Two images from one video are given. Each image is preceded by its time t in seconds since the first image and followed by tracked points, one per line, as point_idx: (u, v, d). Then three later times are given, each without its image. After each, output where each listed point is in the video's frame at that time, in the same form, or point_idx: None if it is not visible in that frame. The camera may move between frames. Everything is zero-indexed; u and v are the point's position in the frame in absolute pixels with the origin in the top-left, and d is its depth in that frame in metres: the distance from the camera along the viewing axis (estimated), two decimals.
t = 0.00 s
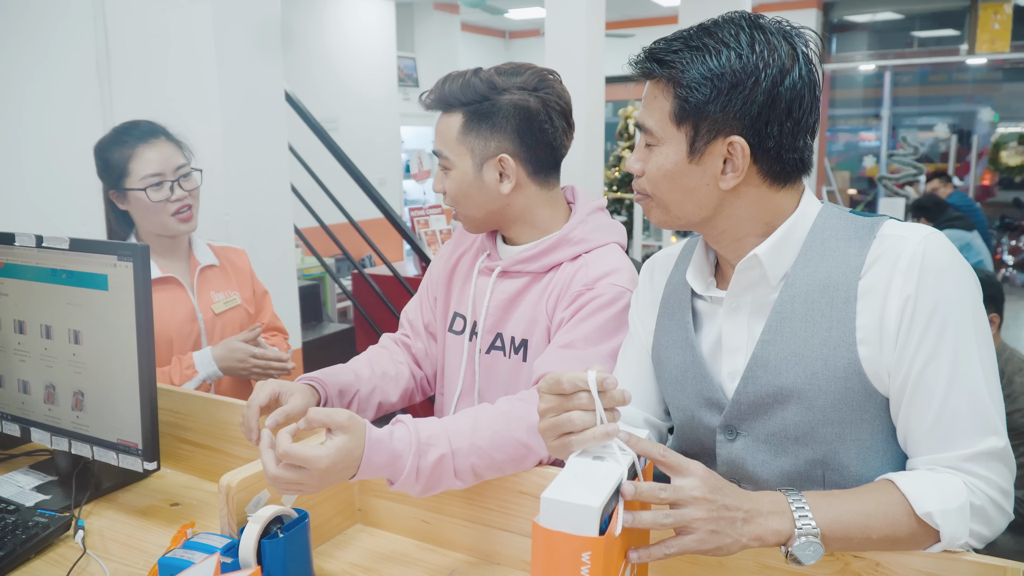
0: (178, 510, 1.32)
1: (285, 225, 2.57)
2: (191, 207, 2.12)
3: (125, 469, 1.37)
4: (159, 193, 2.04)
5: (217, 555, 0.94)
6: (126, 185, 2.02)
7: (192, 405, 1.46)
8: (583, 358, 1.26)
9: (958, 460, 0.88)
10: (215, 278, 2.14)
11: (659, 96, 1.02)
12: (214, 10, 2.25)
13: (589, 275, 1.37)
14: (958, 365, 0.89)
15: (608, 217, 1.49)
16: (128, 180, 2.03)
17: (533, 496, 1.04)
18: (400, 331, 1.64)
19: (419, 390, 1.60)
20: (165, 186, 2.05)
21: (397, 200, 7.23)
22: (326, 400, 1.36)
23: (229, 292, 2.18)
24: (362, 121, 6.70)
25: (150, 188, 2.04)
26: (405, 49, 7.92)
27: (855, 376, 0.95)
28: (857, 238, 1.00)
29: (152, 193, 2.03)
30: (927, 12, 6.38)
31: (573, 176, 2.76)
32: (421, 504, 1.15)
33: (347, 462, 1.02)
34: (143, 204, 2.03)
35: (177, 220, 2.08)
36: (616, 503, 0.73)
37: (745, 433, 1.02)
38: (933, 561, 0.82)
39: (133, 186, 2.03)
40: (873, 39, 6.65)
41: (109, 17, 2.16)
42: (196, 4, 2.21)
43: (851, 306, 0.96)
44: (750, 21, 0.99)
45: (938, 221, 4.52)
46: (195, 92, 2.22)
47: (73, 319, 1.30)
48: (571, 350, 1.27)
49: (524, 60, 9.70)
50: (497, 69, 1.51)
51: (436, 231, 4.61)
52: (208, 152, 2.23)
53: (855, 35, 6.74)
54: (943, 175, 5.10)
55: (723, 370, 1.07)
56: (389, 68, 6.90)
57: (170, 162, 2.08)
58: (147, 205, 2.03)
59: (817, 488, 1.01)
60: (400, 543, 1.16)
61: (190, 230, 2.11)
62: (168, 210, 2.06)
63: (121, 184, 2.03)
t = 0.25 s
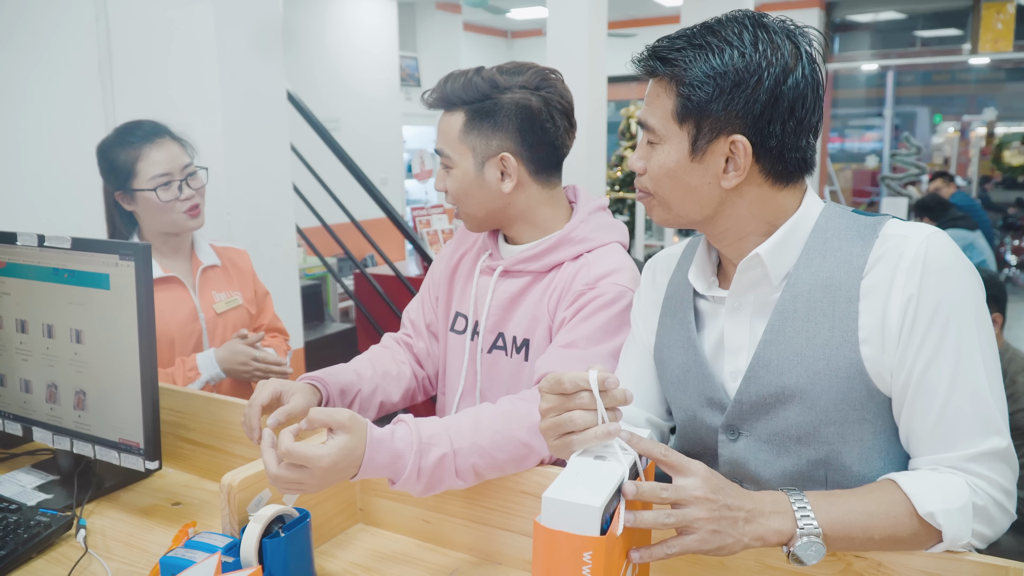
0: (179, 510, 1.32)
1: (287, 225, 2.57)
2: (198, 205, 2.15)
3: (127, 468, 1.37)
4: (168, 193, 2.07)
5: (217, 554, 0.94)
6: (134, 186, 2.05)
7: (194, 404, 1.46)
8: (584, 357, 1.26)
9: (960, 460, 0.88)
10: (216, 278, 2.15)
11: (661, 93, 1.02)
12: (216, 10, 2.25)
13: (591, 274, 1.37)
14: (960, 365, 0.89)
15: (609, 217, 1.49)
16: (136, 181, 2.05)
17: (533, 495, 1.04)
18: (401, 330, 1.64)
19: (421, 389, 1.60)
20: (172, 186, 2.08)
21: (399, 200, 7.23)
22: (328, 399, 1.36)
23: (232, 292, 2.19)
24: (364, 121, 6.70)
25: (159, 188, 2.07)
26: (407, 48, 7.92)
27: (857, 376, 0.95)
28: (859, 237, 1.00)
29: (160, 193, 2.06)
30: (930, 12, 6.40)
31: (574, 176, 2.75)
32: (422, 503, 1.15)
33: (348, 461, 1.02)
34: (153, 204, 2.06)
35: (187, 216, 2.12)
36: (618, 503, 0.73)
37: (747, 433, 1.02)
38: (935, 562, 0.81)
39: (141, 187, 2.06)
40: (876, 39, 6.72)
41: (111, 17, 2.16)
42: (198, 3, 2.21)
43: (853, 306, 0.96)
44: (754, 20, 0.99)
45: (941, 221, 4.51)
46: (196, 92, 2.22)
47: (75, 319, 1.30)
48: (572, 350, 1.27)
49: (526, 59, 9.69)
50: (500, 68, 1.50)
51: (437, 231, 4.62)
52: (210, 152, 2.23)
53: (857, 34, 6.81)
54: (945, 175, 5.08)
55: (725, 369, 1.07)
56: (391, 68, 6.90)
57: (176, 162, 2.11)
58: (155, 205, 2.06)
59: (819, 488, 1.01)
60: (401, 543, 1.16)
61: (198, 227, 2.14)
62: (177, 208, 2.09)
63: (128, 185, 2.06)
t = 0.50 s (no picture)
0: (178, 509, 1.32)
1: (287, 225, 2.57)
2: (199, 204, 2.12)
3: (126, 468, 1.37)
4: (169, 190, 2.04)
5: (214, 554, 0.94)
6: (136, 184, 2.03)
7: (193, 404, 1.46)
8: (583, 357, 1.26)
9: (958, 460, 0.88)
10: (216, 279, 2.15)
11: (661, 92, 1.02)
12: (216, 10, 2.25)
13: (590, 274, 1.37)
14: (958, 365, 0.89)
15: (608, 216, 1.49)
16: (137, 178, 2.03)
17: (532, 495, 1.04)
18: (400, 330, 1.64)
19: (420, 389, 1.60)
20: (174, 183, 2.06)
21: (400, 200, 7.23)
22: (327, 399, 1.36)
23: (232, 293, 2.19)
24: (365, 121, 6.70)
25: (160, 185, 2.04)
26: (409, 48, 7.92)
27: (855, 375, 0.95)
28: (858, 236, 1.00)
29: (162, 190, 2.03)
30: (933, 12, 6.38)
31: (575, 176, 2.75)
32: (420, 503, 1.15)
33: (346, 460, 1.02)
34: (154, 202, 2.03)
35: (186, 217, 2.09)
36: (614, 503, 0.73)
37: (745, 433, 1.02)
38: (933, 562, 0.82)
39: (142, 185, 2.03)
40: (877, 39, 6.63)
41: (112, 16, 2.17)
42: (199, 3, 2.21)
43: (850, 305, 0.95)
44: (753, 19, 0.99)
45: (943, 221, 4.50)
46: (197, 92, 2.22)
47: (75, 319, 1.30)
48: (571, 349, 1.26)
49: (527, 59, 9.69)
50: (501, 68, 1.50)
51: (438, 230, 4.62)
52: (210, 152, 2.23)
53: (859, 34, 6.73)
54: (947, 175, 5.08)
55: (723, 369, 1.07)
56: (392, 68, 6.90)
57: (178, 160, 2.08)
58: (156, 203, 2.03)
59: (817, 488, 1.01)
60: (400, 542, 1.16)
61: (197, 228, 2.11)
62: (177, 207, 2.06)
63: (130, 184, 2.04)
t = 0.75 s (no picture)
0: (177, 509, 1.32)
1: (288, 224, 2.58)
2: (201, 212, 2.11)
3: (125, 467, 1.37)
4: (173, 197, 2.04)
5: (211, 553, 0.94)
6: (140, 189, 2.02)
7: (192, 403, 1.46)
8: (581, 356, 1.26)
9: (956, 460, 0.88)
10: (214, 278, 2.14)
11: (659, 91, 1.02)
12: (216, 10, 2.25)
13: (588, 274, 1.37)
14: (956, 364, 0.89)
15: (607, 216, 1.49)
16: (141, 183, 2.03)
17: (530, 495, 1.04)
18: (399, 330, 1.64)
19: (419, 389, 1.60)
20: (178, 191, 2.06)
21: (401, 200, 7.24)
22: (326, 398, 1.36)
23: (230, 292, 2.18)
24: (366, 121, 6.70)
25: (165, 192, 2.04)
26: (410, 48, 7.93)
27: (853, 375, 0.95)
28: (856, 236, 1.00)
29: (165, 198, 2.03)
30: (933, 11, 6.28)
31: (575, 175, 2.76)
32: (418, 502, 1.15)
33: (343, 459, 1.02)
34: (156, 208, 2.03)
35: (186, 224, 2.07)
36: (611, 502, 0.73)
37: (744, 432, 1.01)
38: (931, 562, 0.82)
39: (146, 190, 2.03)
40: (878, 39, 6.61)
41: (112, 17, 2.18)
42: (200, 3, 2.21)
43: (849, 305, 0.95)
44: (751, 18, 0.99)
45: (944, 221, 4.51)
46: (198, 92, 2.22)
47: (74, 318, 1.30)
48: (570, 349, 1.26)
49: (529, 59, 9.69)
50: (499, 67, 1.50)
51: (439, 230, 4.62)
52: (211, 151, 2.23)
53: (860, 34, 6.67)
54: (948, 175, 5.08)
55: (722, 369, 1.07)
56: (394, 68, 6.90)
57: (183, 167, 2.09)
58: (160, 209, 2.03)
59: (815, 488, 1.01)
60: (398, 542, 1.16)
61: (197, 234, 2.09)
62: (179, 215, 2.05)
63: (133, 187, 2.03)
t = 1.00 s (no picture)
0: (178, 508, 1.33)
1: (291, 224, 2.58)
2: (203, 210, 2.13)
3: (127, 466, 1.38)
4: (174, 194, 2.05)
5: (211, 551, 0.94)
6: (142, 185, 2.03)
7: (194, 403, 1.46)
8: (581, 356, 1.26)
9: (955, 459, 0.88)
10: (217, 279, 2.16)
11: (667, 105, 0.98)
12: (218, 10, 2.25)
13: (589, 273, 1.37)
14: (957, 364, 0.89)
15: (607, 216, 1.49)
16: (143, 179, 2.03)
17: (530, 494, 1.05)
18: (400, 330, 1.64)
19: (420, 388, 1.60)
20: (180, 188, 2.06)
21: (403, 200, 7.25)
22: (326, 398, 1.37)
23: (234, 292, 2.20)
24: (369, 121, 6.71)
25: (166, 189, 2.05)
26: (412, 48, 7.94)
27: (854, 375, 0.95)
28: (858, 236, 1.00)
29: (167, 194, 2.04)
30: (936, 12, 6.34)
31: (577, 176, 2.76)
32: (419, 502, 1.15)
33: (343, 459, 1.03)
34: (158, 204, 2.04)
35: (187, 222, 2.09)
36: (609, 500, 0.73)
37: (745, 431, 1.02)
38: (929, 561, 0.82)
39: (148, 186, 2.03)
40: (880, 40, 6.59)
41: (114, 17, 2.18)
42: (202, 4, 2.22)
43: (850, 304, 0.96)
44: (750, 19, 0.99)
45: (947, 222, 4.52)
46: (200, 92, 2.23)
47: (75, 318, 1.31)
48: (570, 348, 1.26)
49: (531, 59, 9.69)
50: (502, 65, 1.51)
51: (441, 230, 4.64)
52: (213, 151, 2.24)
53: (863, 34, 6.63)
54: (950, 175, 5.08)
55: (722, 369, 1.07)
56: (396, 68, 6.90)
57: (186, 165, 2.09)
58: (162, 206, 2.04)
59: (815, 487, 1.01)
60: (399, 540, 1.16)
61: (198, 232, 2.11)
62: (180, 211, 2.06)
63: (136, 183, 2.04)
